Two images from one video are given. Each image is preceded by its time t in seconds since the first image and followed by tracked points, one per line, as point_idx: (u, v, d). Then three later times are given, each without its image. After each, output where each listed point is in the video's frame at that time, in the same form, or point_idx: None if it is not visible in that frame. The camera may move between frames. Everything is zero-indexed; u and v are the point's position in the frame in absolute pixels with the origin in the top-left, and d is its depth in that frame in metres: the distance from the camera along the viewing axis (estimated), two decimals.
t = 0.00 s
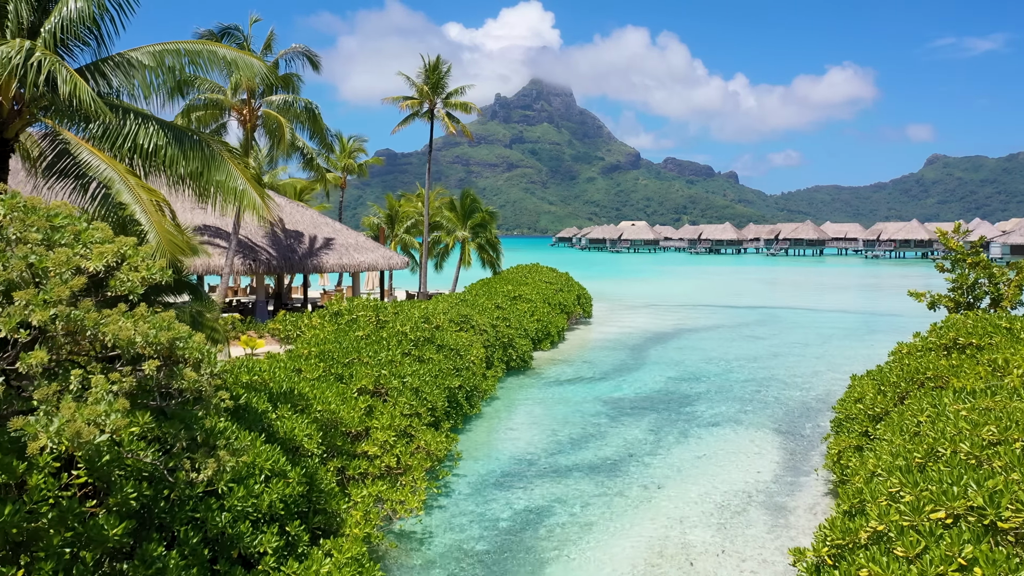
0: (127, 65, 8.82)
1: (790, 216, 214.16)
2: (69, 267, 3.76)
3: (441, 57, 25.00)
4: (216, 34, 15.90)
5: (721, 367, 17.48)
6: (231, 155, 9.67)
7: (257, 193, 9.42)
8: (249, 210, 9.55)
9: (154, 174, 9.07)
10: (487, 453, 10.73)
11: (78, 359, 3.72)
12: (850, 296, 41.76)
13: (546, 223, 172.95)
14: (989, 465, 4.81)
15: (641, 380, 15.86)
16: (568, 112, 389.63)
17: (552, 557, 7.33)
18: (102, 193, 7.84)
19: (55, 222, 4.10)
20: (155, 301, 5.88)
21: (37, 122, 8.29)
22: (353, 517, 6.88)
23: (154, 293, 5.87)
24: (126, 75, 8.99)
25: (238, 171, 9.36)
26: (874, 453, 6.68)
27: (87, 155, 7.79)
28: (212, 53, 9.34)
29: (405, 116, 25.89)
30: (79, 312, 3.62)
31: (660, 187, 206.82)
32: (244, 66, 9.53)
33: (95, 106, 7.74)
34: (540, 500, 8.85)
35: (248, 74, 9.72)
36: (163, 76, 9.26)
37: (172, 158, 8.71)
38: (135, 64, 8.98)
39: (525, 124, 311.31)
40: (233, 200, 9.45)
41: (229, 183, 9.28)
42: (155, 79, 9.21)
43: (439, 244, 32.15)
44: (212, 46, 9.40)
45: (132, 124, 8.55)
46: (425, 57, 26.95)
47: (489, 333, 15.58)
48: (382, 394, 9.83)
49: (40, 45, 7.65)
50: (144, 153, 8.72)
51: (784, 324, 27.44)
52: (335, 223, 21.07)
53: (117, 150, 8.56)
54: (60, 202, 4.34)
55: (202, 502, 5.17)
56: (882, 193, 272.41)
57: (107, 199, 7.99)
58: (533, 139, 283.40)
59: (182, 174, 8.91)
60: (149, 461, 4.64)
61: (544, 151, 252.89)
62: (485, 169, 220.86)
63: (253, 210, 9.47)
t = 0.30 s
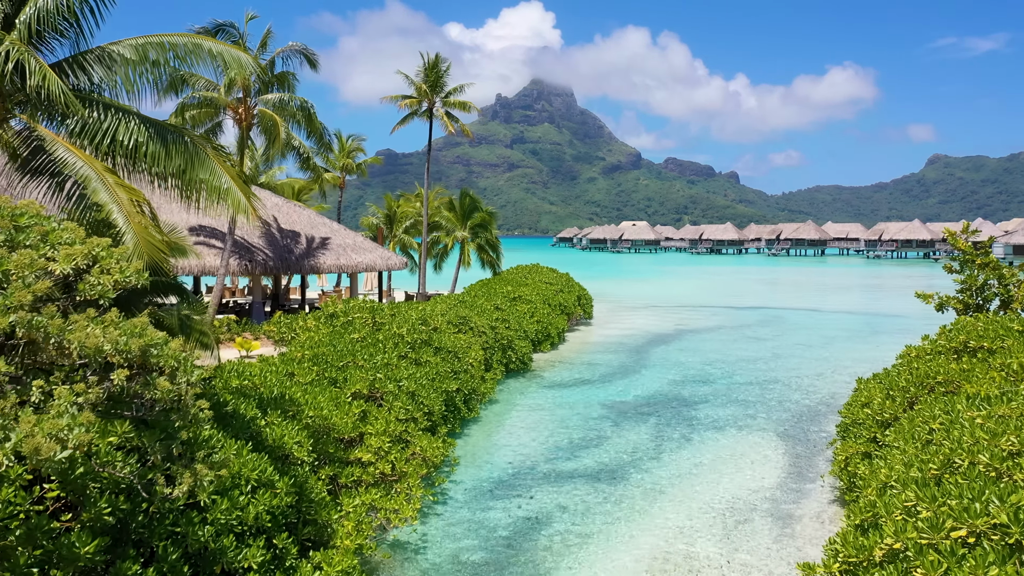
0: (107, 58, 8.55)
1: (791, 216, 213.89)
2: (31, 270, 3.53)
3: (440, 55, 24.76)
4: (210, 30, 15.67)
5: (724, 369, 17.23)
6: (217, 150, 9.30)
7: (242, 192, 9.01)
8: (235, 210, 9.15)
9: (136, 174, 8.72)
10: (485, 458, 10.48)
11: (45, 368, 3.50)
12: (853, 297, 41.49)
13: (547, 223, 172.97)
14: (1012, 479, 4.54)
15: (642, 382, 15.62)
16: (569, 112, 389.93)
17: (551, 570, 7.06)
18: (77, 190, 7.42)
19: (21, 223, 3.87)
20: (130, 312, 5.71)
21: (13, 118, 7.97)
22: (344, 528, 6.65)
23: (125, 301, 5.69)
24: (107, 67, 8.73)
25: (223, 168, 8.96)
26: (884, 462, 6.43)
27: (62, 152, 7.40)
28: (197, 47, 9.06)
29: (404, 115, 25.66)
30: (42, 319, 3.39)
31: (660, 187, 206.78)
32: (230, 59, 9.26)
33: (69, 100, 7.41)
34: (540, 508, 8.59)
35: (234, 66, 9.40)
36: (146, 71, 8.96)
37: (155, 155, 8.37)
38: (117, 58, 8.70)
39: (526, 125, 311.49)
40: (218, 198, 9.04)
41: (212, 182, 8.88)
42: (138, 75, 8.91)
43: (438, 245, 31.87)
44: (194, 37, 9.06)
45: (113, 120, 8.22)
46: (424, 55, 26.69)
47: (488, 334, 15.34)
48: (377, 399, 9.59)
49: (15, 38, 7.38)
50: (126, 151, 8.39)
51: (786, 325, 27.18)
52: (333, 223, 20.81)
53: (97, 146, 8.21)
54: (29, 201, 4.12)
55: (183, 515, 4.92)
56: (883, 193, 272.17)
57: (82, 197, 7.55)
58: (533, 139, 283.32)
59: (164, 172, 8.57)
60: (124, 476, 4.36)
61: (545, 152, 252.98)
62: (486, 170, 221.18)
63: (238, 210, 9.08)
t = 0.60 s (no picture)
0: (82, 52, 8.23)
1: (792, 216, 214.82)
2: None
3: (439, 53, 24.50)
4: (204, 27, 15.47)
5: (725, 371, 16.96)
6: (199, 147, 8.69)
7: (223, 191, 8.35)
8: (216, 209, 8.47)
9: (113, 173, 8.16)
10: (482, 463, 10.24)
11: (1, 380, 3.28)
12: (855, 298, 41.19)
13: (548, 223, 172.82)
14: None
15: (642, 385, 15.37)
16: (570, 112, 390.06)
17: None
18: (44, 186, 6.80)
19: None
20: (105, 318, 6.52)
21: None
22: (333, 539, 6.43)
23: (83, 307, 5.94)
24: (84, 61, 8.44)
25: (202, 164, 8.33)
26: (894, 470, 6.18)
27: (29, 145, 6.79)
28: (178, 39, 8.67)
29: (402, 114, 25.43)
30: None
31: (661, 187, 206.68)
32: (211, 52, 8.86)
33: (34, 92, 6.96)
34: (537, 517, 8.34)
35: (217, 60, 8.94)
36: (124, 65, 8.57)
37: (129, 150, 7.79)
38: (94, 52, 8.35)
39: (527, 125, 311.61)
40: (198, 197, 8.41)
41: (191, 180, 8.24)
42: (117, 69, 8.54)
43: (436, 245, 31.55)
44: (176, 29, 8.69)
45: (86, 115, 7.71)
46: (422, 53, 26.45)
47: (486, 337, 15.10)
48: (370, 403, 9.33)
49: None
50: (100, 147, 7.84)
51: (788, 326, 26.89)
52: (329, 223, 20.59)
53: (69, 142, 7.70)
54: None
55: (159, 530, 4.71)
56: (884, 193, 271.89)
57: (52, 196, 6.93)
58: (534, 139, 282.29)
59: (138, 169, 7.98)
60: (95, 491, 4.10)
61: (545, 152, 252.85)
62: (486, 170, 221.25)
63: (218, 210, 8.38)
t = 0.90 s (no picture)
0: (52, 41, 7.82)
1: (793, 216, 214.67)
2: None
3: (436, 51, 24.27)
4: (196, 22, 15.21)
5: (726, 373, 16.71)
6: (175, 144, 8.15)
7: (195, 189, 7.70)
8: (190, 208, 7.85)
9: (83, 173, 7.69)
10: (475, 470, 9.99)
11: None
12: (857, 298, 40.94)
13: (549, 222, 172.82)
14: None
15: (641, 388, 15.10)
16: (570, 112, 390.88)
17: None
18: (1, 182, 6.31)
19: None
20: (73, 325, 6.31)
21: None
22: (316, 554, 6.15)
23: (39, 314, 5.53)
24: (54, 54, 8.02)
25: (176, 161, 7.74)
26: (903, 481, 5.91)
27: None
28: (155, 30, 8.24)
29: (398, 112, 25.17)
30: None
31: (662, 187, 206.76)
32: (190, 44, 8.46)
33: None
34: (530, 526, 8.10)
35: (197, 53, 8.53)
36: (97, 57, 8.16)
37: (98, 146, 7.30)
38: (63, 44, 7.92)
39: (528, 125, 312.07)
40: (172, 196, 7.82)
41: (164, 177, 7.68)
42: (89, 61, 8.13)
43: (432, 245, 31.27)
44: (150, 21, 8.22)
45: (54, 108, 7.29)
46: (419, 51, 26.23)
47: (482, 338, 14.86)
48: (360, 409, 9.06)
49: None
50: (66, 142, 7.34)
51: (790, 328, 26.61)
52: (325, 223, 20.33)
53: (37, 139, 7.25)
54: None
55: (127, 548, 4.46)
56: (885, 193, 271.82)
57: (13, 197, 6.45)
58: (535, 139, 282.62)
59: (108, 165, 7.49)
60: (51, 508, 3.74)
61: (546, 153, 252.88)
62: (487, 170, 221.45)
63: (191, 209, 7.76)
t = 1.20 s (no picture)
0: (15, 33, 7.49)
1: (794, 216, 214.53)
2: None
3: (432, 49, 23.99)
4: (184, 18, 14.93)
5: (727, 376, 16.41)
6: (144, 138, 7.83)
7: (164, 188, 7.38)
8: (159, 208, 7.53)
9: (48, 170, 7.39)
10: (470, 477, 9.69)
11: None
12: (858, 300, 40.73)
13: (549, 222, 172.82)
14: None
15: (640, 392, 14.81)
16: (571, 112, 391.11)
17: None
18: None
19: None
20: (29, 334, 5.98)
21: None
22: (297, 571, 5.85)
23: None
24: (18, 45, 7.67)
25: (145, 159, 7.44)
26: (912, 495, 5.60)
27: None
28: (126, 21, 7.93)
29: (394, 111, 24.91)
30: None
31: (663, 187, 206.70)
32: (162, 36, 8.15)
33: None
34: (524, 538, 7.82)
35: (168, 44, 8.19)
36: (64, 50, 7.84)
37: (61, 143, 7.00)
38: (27, 35, 7.59)
39: (529, 124, 312.03)
40: (141, 195, 7.51)
41: (131, 175, 7.36)
42: (56, 54, 7.81)
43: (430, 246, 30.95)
44: (119, 10, 7.90)
45: (16, 104, 6.97)
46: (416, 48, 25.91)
47: (478, 340, 14.57)
48: (350, 416, 8.79)
49: None
50: (27, 139, 7.04)
51: (791, 329, 26.33)
52: (319, 223, 20.04)
53: None
54: None
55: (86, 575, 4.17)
56: (886, 193, 271.59)
57: None
58: (535, 139, 282.65)
59: (73, 164, 7.19)
60: None
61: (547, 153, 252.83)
62: (487, 170, 221.39)
63: (160, 208, 7.51)
